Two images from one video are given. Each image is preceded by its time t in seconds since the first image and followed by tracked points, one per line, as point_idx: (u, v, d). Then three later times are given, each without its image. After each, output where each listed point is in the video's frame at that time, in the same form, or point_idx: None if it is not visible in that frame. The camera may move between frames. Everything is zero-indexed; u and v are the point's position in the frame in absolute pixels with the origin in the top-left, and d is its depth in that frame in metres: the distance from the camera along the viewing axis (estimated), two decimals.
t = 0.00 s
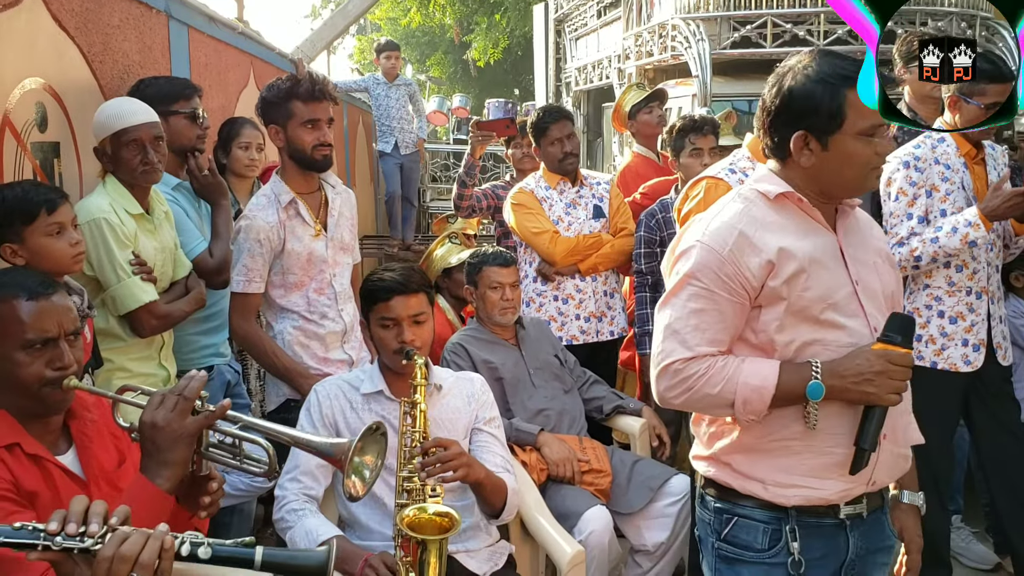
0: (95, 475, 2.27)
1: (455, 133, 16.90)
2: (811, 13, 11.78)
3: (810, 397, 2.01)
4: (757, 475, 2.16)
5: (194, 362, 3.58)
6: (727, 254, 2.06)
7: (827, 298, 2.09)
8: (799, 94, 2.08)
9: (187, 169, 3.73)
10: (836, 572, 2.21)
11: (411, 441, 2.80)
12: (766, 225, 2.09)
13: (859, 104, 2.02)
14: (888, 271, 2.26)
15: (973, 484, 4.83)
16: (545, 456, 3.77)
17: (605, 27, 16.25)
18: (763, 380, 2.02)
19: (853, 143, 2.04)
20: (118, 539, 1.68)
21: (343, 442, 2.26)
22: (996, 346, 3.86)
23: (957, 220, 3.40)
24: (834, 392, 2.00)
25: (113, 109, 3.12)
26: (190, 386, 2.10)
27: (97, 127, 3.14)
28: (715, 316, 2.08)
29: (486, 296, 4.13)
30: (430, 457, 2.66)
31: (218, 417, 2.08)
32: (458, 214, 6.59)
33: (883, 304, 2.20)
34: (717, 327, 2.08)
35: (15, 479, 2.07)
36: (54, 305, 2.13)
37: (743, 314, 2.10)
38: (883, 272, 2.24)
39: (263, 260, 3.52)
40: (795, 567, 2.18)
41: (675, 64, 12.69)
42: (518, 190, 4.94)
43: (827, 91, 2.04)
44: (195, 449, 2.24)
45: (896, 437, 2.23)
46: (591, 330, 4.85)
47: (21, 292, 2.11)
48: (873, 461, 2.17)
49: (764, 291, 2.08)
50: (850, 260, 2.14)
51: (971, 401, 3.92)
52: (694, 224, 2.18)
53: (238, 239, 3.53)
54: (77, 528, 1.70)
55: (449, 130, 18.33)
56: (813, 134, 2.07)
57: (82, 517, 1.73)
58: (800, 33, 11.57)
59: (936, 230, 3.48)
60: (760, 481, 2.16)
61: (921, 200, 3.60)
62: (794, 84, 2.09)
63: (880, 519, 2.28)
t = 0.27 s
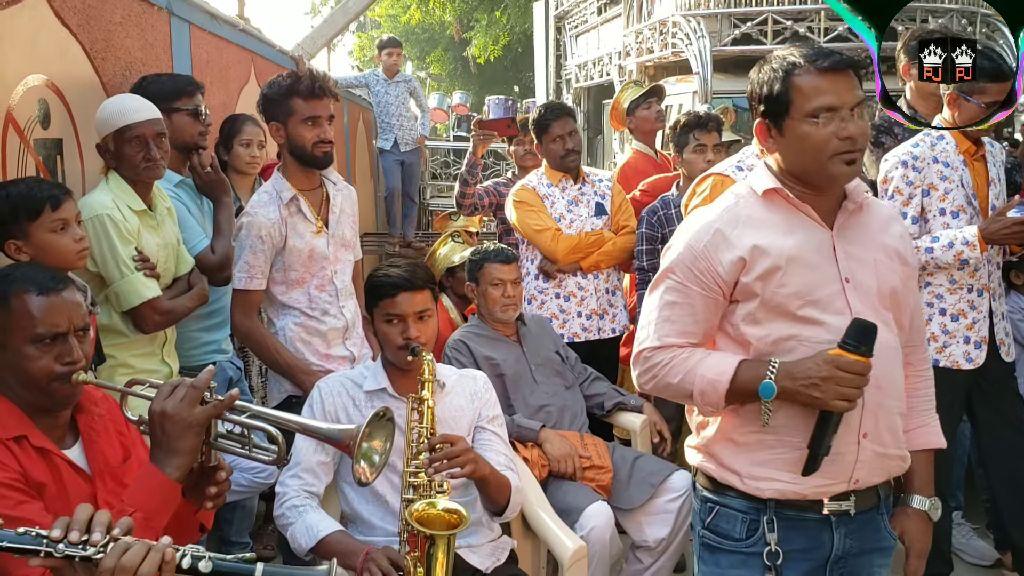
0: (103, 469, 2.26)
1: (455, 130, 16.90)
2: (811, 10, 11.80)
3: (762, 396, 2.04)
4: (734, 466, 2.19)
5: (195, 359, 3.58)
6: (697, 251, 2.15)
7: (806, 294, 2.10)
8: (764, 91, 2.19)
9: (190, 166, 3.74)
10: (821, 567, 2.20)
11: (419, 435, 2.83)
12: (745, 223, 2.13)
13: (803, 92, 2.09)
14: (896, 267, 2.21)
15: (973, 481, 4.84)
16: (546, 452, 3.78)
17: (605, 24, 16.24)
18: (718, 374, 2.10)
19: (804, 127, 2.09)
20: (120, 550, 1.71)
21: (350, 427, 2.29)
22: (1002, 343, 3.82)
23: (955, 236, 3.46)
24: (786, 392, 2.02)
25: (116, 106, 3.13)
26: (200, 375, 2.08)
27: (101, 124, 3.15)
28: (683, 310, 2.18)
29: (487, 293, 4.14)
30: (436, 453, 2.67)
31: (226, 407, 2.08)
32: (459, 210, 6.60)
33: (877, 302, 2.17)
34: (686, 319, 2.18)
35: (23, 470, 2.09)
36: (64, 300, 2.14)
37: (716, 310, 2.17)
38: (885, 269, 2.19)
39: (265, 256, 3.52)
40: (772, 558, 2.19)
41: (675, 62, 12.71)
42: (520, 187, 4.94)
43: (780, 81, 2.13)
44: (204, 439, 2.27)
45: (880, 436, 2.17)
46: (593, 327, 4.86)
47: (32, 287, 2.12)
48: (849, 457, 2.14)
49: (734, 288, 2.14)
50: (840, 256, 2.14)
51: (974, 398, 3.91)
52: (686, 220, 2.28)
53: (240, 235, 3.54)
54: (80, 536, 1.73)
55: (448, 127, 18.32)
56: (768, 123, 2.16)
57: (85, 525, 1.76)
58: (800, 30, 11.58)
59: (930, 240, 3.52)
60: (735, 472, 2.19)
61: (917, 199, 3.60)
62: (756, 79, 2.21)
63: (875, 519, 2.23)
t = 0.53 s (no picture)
0: (109, 463, 2.26)
1: (455, 125, 16.90)
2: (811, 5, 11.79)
3: (720, 395, 2.05)
4: (718, 455, 2.20)
5: (198, 354, 3.60)
6: (682, 246, 2.18)
7: (786, 289, 2.09)
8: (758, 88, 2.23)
9: (194, 162, 3.76)
10: (805, 562, 2.18)
11: (422, 430, 2.84)
12: (730, 219, 2.13)
13: (779, 82, 2.12)
14: (893, 264, 2.13)
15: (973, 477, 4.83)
16: (547, 447, 3.79)
17: (605, 19, 16.23)
18: (686, 367, 2.12)
19: (779, 117, 2.11)
20: (128, 559, 1.72)
21: (355, 425, 2.29)
22: (1011, 336, 3.68)
23: (956, 231, 3.46)
24: (742, 392, 2.02)
25: (119, 102, 3.14)
26: (207, 371, 2.10)
27: (105, 120, 3.15)
28: (667, 302, 2.20)
29: (489, 289, 4.15)
30: (439, 449, 2.67)
31: (231, 403, 2.10)
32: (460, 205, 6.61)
33: (865, 298, 2.12)
34: (670, 312, 2.20)
35: (30, 463, 2.10)
36: (72, 295, 2.15)
37: (700, 304, 2.18)
38: (878, 266, 2.13)
39: (267, 252, 3.53)
40: (749, 550, 2.18)
41: (676, 57, 12.71)
42: (522, 183, 4.95)
43: (763, 76, 2.17)
44: (210, 434, 2.27)
45: (860, 434, 2.12)
46: (594, 324, 4.87)
47: (40, 282, 2.14)
48: (824, 453, 2.11)
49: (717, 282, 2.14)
50: (828, 251, 2.11)
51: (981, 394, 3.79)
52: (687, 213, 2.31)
53: (242, 231, 3.55)
54: (89, 543, 1.73)
55: (448, 122, 18.31)
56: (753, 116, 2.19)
57: (93, 532, 1.76)
58: (801, 25, 11.59)
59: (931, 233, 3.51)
60: (717, 462, 2.20)
61: (918, 193, 3.59)
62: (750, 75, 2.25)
63: (866, 519, 2.21)
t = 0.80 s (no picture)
0: (112, 436, 2.28)
1: (455, 95, 16.82)
2: None
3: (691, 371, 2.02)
4: (705, 429, 2.15)
5: (201, 324, 3.61)
6: (673, 216, 2.13)
7: (775, 260, 2.03)
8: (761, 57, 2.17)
9: (195, 132, 3.73)
10: (796, 534, 2.13)
11: (423, 400, 2.86)
12: (723, 190, 2.08)
13: (776, 50, 2.06)
14: (890, 238, 2.06)
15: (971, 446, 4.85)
16: (547, 417, 3.83)
17: None
18: (666, 342, 2.09)
19: (770, 85, 2.06)
20: (137, 534, 1.73)
21: (362, 419, 2.33)
22: (1019, 309, 3.65)
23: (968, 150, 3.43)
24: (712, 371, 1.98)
25: (118, 72, 3.13)
26: (214, 355, 2.13)
27: (104, 91, 3.14)
28: (658, 271, 2.15)
29: (489, 260, 4.15)
30: (440, 419, 2.70)
31: (239, 387, 2.12)
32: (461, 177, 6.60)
33: (855, 270, 2.05)
34: (661, 281, 2.15)
35: (33, 438, 2.10)
36: (78, 267, 2.16)
37: (691, 275, 2.14)
38: (873, 238, 2.06)
39: (267, 223, 3.53)
40: (738, 521, 2.13)
41: (677, 26, 12.63)
42: (523, 154, 4.93)
43: (762, 44, 2.12)
44: (215, 417, 2.36)
45: (847, 405, 2.05)
46: (595, 295, 4.86)
47: (45, 254, 2.14)
48: (810, 424, 2.04)
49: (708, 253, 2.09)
50: (821, 222, 2.06)
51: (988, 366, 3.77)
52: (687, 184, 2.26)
53: (242, 201, 3.54)
54: (99, 518, 1.74)
55: (448, 92, 18.21)
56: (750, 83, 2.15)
57: (104, 506, 1.77)
58: None
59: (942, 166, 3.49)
60: (708, 435, 2.14)
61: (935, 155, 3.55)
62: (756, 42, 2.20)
63: (858, 492, 2.13)
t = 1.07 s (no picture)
0: (113, 393, 2.29)
1: (451, 49, 16.64)
2: None
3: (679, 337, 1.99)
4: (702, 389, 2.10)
5: (200, 280, 3.60)
6: (670, 170, 2.10)
7: (777, 214, 2.01)
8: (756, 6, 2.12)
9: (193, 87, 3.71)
10: (789, 493, 2.10)
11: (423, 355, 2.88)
12: (721, 144, 2.05)
13: None
14: (886, 191, 2.07)
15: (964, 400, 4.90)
16: (547, 372, 3.84)
17: None
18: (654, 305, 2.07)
19: (770, 35, 2.02)
20: (140, 492, 1.72)
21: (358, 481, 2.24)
22: None
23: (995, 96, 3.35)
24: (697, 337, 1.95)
25: (114, 25, 3.09)
26: (239, 373, 2.19)
27: (100, 44, 3.11)
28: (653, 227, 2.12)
29: (489, 216, 4.15)
30: (441, 373, 2.73)
31: (251, 410, 2.22)
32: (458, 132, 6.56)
33: (856, 224, 2.05)
34: (656, 238, 2.13)
35: (33, 401, 2.11)
36: (95, 220, 2.23)
37: (687, 231, 2.11)
38: (871, 192, 2.06)
39: (265, 178, 3.52)
40: (732, 484, 2.09)
41: None
42: (521, 109, 4.90)
43: None
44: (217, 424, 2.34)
45: (847, 362, 2.05)
46: (594, 252, 4.87)
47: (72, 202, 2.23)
48: (810, 380, 2.03)
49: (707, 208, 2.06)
50: (821, 175, 2.04)
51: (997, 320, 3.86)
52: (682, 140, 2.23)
53: (241, 156, 3.54)
54: (104, 476, 1.72)
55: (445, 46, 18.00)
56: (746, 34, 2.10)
57: (109, 464, 1.75)
58: None
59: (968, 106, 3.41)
60: (702, 393, 2.10)
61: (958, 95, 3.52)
62: None
63: (849, 449, 2.12)
